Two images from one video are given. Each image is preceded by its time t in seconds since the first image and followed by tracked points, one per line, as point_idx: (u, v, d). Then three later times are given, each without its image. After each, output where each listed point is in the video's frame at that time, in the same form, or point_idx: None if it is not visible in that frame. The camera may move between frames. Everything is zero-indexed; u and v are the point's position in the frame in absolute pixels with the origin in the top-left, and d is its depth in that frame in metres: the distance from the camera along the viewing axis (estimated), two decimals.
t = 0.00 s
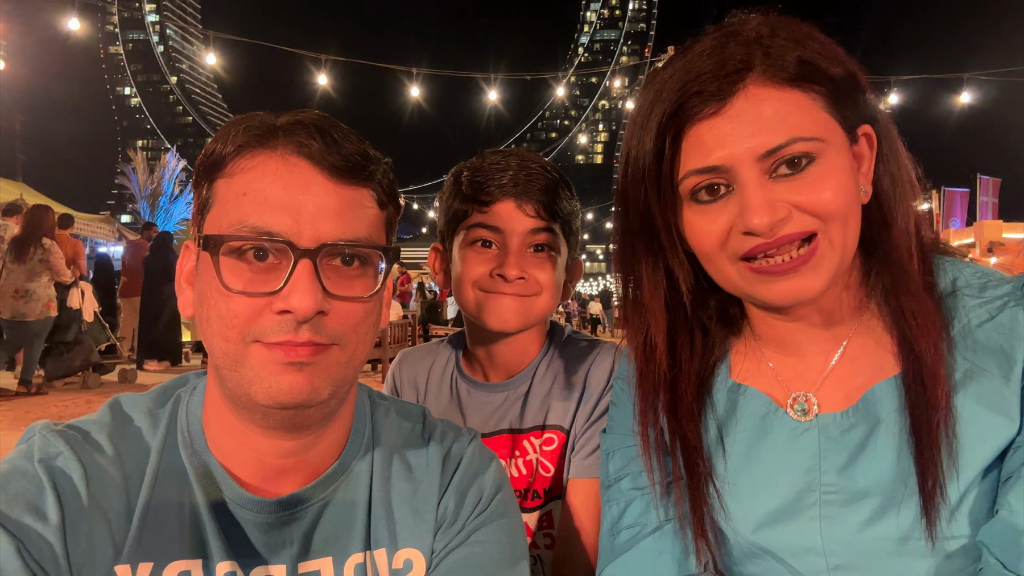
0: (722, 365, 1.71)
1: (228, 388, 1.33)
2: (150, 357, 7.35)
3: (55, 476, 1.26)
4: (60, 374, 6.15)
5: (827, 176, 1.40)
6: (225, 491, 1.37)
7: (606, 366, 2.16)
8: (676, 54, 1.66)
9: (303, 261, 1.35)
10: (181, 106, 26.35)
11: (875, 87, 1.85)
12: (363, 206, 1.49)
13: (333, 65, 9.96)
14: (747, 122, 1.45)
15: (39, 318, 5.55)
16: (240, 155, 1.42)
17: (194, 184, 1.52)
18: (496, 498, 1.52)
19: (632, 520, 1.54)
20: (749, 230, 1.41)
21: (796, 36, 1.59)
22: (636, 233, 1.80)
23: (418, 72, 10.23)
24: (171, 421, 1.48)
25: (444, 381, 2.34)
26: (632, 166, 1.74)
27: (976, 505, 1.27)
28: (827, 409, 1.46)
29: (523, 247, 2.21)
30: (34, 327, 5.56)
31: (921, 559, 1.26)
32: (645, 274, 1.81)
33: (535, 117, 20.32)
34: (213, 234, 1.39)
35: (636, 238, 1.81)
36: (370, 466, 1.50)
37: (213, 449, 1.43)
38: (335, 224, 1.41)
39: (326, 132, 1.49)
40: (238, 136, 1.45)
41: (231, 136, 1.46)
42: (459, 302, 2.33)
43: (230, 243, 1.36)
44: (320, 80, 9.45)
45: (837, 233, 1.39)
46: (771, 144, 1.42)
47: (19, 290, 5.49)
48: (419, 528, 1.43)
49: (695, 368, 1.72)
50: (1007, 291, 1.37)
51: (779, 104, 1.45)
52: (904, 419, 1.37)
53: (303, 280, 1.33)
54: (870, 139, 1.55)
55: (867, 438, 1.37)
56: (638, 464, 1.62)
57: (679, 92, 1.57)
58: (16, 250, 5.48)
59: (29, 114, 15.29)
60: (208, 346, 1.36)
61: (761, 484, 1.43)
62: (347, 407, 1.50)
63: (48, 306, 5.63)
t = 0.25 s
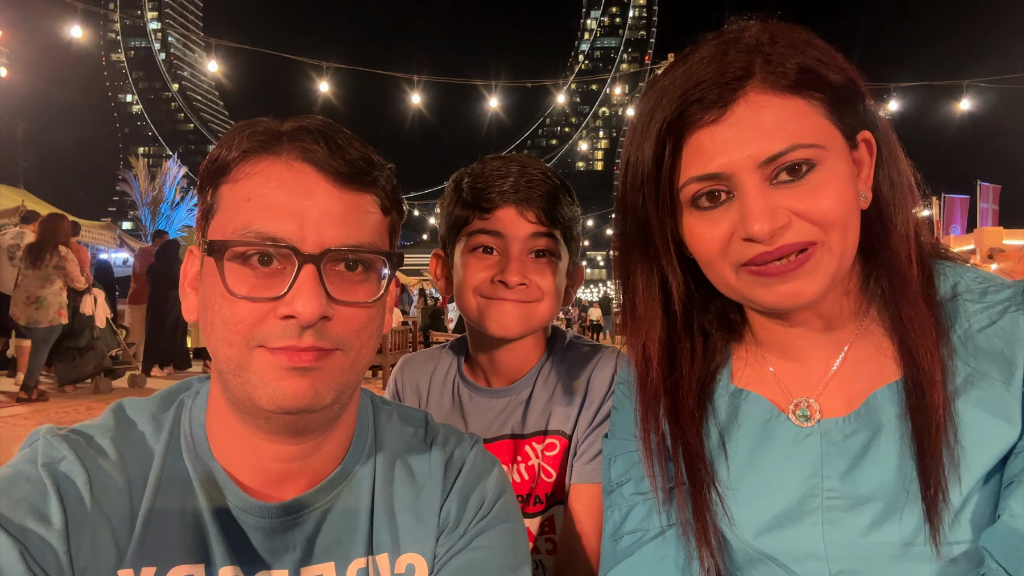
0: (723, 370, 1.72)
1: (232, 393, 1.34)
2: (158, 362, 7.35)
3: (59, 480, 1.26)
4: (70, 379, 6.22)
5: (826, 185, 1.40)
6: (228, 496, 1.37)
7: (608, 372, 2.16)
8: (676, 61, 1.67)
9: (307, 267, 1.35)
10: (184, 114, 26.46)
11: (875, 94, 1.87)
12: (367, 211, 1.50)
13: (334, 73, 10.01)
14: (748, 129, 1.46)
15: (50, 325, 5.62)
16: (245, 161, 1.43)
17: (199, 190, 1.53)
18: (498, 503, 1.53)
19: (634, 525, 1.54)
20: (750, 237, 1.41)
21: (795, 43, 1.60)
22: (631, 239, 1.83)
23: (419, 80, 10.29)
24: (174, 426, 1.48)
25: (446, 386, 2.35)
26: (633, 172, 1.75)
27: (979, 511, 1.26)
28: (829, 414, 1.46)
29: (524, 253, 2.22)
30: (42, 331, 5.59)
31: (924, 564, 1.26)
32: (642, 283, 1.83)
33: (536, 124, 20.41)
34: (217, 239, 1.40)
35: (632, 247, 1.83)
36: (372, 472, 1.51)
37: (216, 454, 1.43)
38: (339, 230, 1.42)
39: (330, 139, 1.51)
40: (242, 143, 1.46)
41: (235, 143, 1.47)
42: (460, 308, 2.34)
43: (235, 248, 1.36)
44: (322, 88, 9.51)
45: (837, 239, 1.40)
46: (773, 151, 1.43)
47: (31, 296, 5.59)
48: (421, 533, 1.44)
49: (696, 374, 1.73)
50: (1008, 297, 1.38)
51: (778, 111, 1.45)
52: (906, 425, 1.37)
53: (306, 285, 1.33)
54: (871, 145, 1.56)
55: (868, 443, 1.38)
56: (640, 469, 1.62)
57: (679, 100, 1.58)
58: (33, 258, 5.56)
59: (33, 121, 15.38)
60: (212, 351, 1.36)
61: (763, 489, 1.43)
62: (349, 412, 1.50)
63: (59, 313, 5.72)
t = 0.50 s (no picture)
0: (720, 369, 1.73)
1: (235, 391, 1.36)
2: (162, 367, 7.30)
3: (64, 478, 1.28)
4: (86, 384, 6.18)
5: (824, 182, 1.42)
6: (231, 494, 1.38)
7: (608, 373, 2.17)
8: (676, 62, 1.70)
9: (310, 265, 1.38)
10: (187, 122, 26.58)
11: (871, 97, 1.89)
12: (369, 212, 1.52)
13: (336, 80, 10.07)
14: (746, 128, 1.48)
15: (60, 332, 5.76)
16: (249, 162, 1.45)
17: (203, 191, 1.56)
18: (498, 501, 1.54)
19: (633, 523, 1.55)
20: (748, 234, 1.43)
21: (793, 44, 1.62)
22: (631, 237, 1.85)
23: (420, 86, 10.35)
24: (178, 424, 1.49)
25: (447, 387, 2.36)
26: (633, 171, 1.77)
27: (973, 506, 1.28)
28: (826, 413, 1.48)
29: (524, 256, 2.24)
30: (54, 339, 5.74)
31: (920, 559, 1.27)
32: (641, 282, 1.85)
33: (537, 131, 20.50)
34: (222, 238, 1.42)
35: (631, 245, 1.86)
36: (373, 471, 1.52)
37: (219, 452, 1.44)
38: (342, 229, 1.44)
39: (332, 140, 1.53)
40: (245, 145, 1.49)
41: (238, 145, 1.50)
42: (461, 311, 2.35)
43: (238, 248, 1.38)
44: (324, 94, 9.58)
45: (832, 237, 1.41)
46: (767, 151, 1.45)
47: (47, 304, 5.75)
48: (422, 530, 1.45)
49: (694, 373, 1.73)
50: (1001, 295, 1.40)
51: (776, 111, 1.48)
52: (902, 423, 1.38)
53: (309, 284, 1.35)
54: (866, 146, 1.58)
55: (865, 441, 1.39)
56: (639, 467, 1.63)
57: (678, 99, 1.60)
58: (47, 270, 5.75)
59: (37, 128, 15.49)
60: (216, 349, 1.38)
61: (760, 485, 1.44)
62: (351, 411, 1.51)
63: (71, 319, 5.85)
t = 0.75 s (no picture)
0: (718, 367, 1.74)
1: (232, 396, 1.36)
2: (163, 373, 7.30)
3: (62, 482, 1.28)
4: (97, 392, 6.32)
5: (825, 181, 1.41)
6: (229, 500, 1.40)
7: (608, 378, 2.18)
8: (687, 58, 1.70)
9: (307, 270, 1.38)
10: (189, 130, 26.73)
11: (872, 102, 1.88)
12: (367, 217, 1.53)
13: (338, 87, 10.09)
14: (751, 123, 1.46)
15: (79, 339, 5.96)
16: (247, 167, 1.47)
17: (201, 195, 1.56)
18: (496, 506, 1.53)
19: (631, 528, 1.55)
20: (745, 228, 1.42)
21: (804, 48, 1.60)
22: (633, 228, 1.84)
23: (422, 94, 10.37)
24: (176, 429, 1.49)
25: (448, 393, 2.36)
26: (637, 165, 1.77)
27: (971, 511, 1.28)
28: (823, 417, 1.47)
29: (524, 263, 2.24)
30: (77, 347, 5.95)
31: (917, 565, 1.27)
32: (642, 276, 1.84)
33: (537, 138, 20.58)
34: (219, 243, 1.42)
35: (635, 236, 1.84)
36: (371, 476, 1.53)
37: (216, 458, 1.44)
38: (340, 235, 1.45)
39: (331, 146, 1.54)
40: (244, 149, 1.49)
41: (237, 150, 1.50)
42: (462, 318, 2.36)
43: (236, 252, 1.39)
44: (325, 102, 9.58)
45: (828, 239, 1.41)
46: (771, 147, 1.43)
47: (59, 312, 5.87)
48: (420, 536, 1.45)
49: (688, 368, 1.74)
50: (997, 299, 1.40)
51: (780, 110, 1.46)
52: (898, 427, 1.38)
53: (307, 289, 1.36)
54: (869, 157, 1.57)
55: (862, 446, 1.39)
56: (637, 471, 1.63)
57: (686, 93, 1.60)
58: (58, 277, 5.84)
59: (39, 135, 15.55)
60: (213, 353, 1.39)
61: (758, 490, 1.44)
62: (349, 416, 1.51)
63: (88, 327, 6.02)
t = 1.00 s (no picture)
0: (718, 368, 1.74)
1: (235, 396, 1.37)
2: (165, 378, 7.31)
3: (64, 482, 1.29)
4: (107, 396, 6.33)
5: (824, 178, 1.42)
6: (230, 500, 1.41)
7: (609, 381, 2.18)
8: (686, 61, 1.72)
9: (309, 271, 1.39)
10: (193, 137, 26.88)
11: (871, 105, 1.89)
12: (368, 218, 1.54)
13: (341, 96, 10.16)
14: (750, 120, 1.48)
15: (91, 343, 6.06)
16: (250, 168, 1.48)
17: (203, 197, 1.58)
18: (496, 507, 1.55)
19: (631, 528, 1.57)
20: (746, 221, 1.43)
21: (800, 49, 1.62)
22: (638, 227, 1.84)
23: (423, 101, 10.42)
24: (178, 429, 1.50)
25: (451, 394, 2.37)
26: (639, 165, 1.78)
27: (969, 510, 1.28)
28: (823, 416, 1.47)
29: (528, 266, 2.25)
30: (94, 351, 6.08)
31: (915, 564, 1.27)
32: (651, 274, 1.84)
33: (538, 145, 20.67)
34: (222, 244, 1.44)
35: (641, 234, 1.84)
36: (372, 476, 1.53)
37: (218, 458, 1.45)
38: (342, 235, 1.46)
39: (333, 147, 1.55)
40: (247, 150, 1.51)
41: (240, 151, 1.52)
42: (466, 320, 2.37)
43: (239, 253, 1.40)
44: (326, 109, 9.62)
45: (827, 233, 1.40)
46: (770, 142, 1.45)
47: (71, 320, 5.95)
48: (421, 537, 1.48)
49: (689, 369, 1.75)
50: (995, 299, 1.41)
51: (779, 106, 1.48)
52: (896, 428, 1.39)
53: (309, 289, 1.37)
54: (867, 156, 1.58)
55: (861, 445, 1.40)
56: (637, 472, 1.63)
57: (685, 92, 1.62)
58: (68, 282, 5.84)
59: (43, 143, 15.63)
60: (215, 353, 1.40)
61: (757, 490, 1.44)
62: (350, 416, 1.51)
63: (99, 331, 6.16)
